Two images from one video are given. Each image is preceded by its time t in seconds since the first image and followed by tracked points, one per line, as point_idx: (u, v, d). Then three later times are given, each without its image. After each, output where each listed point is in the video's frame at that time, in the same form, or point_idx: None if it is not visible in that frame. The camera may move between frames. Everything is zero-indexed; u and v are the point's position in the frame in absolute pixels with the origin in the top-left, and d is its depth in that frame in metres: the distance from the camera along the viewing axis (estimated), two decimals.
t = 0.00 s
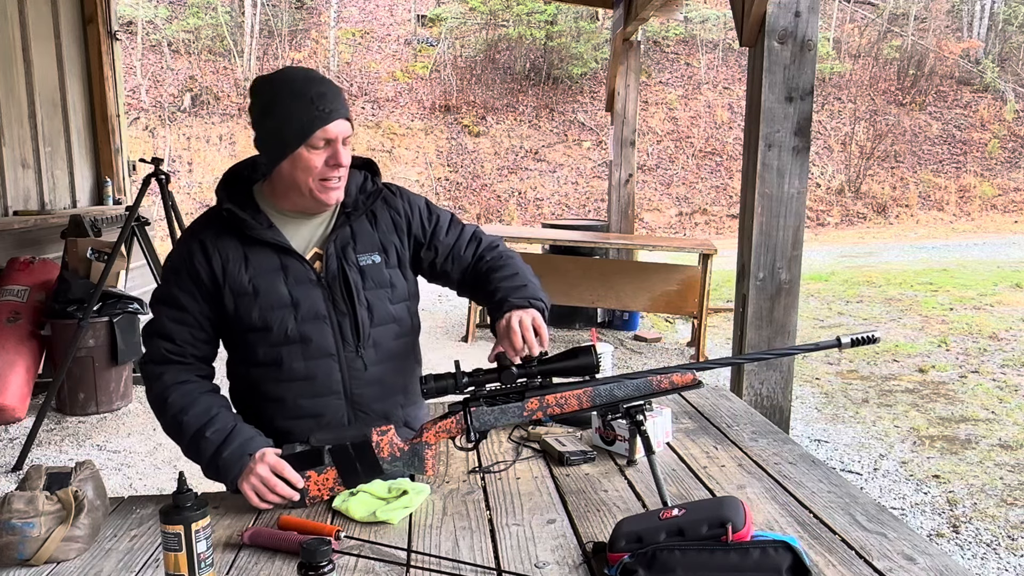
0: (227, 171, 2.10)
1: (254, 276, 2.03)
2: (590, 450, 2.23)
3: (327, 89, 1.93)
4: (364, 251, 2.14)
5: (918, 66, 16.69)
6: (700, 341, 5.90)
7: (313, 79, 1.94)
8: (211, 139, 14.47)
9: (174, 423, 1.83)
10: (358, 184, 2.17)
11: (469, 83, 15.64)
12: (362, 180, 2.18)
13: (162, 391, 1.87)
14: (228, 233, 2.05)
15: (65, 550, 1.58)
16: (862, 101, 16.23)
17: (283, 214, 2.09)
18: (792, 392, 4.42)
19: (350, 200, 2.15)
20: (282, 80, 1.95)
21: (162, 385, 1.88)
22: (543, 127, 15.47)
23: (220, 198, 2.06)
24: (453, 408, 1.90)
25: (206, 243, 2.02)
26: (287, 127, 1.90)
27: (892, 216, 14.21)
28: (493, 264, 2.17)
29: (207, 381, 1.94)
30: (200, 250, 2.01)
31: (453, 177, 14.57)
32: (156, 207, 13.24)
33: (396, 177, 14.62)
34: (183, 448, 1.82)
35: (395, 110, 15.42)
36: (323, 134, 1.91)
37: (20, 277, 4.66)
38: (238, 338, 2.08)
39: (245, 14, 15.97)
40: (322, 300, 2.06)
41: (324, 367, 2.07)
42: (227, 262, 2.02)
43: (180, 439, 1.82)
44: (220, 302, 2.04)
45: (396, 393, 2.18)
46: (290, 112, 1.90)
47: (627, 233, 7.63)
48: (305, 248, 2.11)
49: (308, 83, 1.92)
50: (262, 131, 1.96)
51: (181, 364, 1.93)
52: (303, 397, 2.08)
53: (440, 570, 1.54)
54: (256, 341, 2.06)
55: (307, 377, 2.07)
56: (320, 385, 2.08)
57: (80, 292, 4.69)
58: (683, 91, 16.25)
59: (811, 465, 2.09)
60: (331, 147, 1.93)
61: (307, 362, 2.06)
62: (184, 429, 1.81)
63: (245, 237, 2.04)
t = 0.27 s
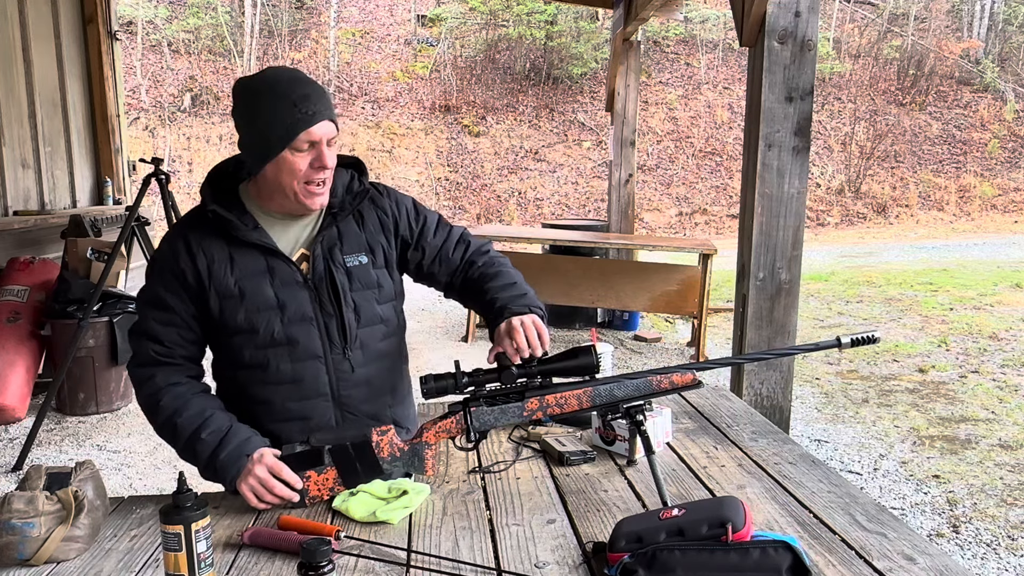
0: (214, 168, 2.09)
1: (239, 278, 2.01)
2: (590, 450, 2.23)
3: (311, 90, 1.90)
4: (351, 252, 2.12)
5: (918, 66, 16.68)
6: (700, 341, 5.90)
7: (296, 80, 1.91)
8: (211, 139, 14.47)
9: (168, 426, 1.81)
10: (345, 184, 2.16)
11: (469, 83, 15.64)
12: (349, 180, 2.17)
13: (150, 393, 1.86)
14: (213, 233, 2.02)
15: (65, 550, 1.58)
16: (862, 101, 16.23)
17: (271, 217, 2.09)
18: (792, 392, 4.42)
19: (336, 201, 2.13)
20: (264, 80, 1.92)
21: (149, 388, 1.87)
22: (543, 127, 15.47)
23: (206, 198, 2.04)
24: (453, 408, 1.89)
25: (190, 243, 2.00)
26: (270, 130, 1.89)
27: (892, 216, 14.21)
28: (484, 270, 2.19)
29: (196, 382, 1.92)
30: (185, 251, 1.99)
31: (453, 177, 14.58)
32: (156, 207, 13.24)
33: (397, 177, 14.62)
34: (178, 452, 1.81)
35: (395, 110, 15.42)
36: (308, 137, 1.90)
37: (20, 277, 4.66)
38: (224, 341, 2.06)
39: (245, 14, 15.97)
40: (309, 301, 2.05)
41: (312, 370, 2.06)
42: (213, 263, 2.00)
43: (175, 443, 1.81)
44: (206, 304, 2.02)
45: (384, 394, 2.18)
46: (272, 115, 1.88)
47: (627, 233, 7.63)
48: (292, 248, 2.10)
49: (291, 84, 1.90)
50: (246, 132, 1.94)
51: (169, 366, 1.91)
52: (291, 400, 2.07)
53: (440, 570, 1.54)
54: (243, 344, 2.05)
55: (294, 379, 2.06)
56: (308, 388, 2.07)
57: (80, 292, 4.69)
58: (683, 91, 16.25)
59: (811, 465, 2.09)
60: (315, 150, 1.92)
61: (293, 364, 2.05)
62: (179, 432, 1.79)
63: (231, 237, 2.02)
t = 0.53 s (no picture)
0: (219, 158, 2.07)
1: (244, 271, 1.99)
2: (590, 450, 2.23)
3: (328, 86, 1.89)
4: (354, 251, 2.12)
5: (918, 66, 16.67)
6: (700, 341, 5.90)
7: (313, 74, 1.90)
8: (211, 139, 14.47)
9: (162, 415, 1.77)
10: (350, 185, 2.16)
11: (469, 83, 15.63)
12: (353, 182, 2.17)
13: (146, 381, 1.81)
14: (218, 224, 1.99)
15: (65, 550, 1.58)
16: (863, 101, 16.23)
17: (274, 211, 2.06)
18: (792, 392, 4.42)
19: (342, 200, 2.13)
20: (280, 73, 1.90)
21: (146, 377, 1.81)
22: (543, 127, 15.47)
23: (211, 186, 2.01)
24: (453, 408, 1.89)
25: (194, 232, 1.96)
26: (285, 122, 1.86)
27: (892, 216, 14.21)
28: (482, 273, 2.22)
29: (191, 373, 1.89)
30: (188, 240, 1.95)
31: (453, 177, 14.58)
32: (156, 207, 13.24)
33: (397, 177, 14.62)
34: (172, 440, 1.78)
35: (395, 110, 15.43)
36: (323, 130, 1.88)
37: (21, 277, 4.66)
38: (222, 335, 2.03)
39: (245, 14, 15.97)
40: (312, 299, 2.04)
41: (312, 368, 2.05)
42: (216, 254, 1.96)
43: (169, 431, 1.77)
44: (206, 296, 1.98)
45: (380, 394, 2.18)
46: (288, 108, 1.85)
47: (627, 233, 7.63)
48: (296, 246, 2.09)
49: (308, 78, 1.88)
50: (257, 123, 1.91)
51: (163, 355, 1.86)
52: (289, 397, 2.05)
53: (440, 570, 1.54)
54: (242, 339, 2.02)
55: (294, 378, 2.04)
56: (307, 386, 2.06)
57: (80, 292, 4.70)
58: (683, 91, 16.25)
59: (811, 465, 2.09)
60: (329, 144, 1.90)
61: (294, 362, 2.03)
62: (173, 420, 1.76)
63: (236, 230, 2.00)
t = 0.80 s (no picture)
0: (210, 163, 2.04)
1: (242, 280, 1.97)
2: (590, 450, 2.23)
3: (324, 94, 1.84)
4: (352, 255, 2.11)
5: (918, 66, 16.67)
6: (700, 341, 5.90)
7: (308, 81, 1.84)
8: (211, 139, 14.48)
9: (156, 422, 1.75)
10: (344, 188, 2.13)
11: (469, 83, 15.63)
12: (347, 184, 2.15)
13: (142, 389, 1.78)
14: (215, 232, 1.96)
15: (65, 550, 1.59)
16: (863, 101, 16.23)
17: (271, 218, 2.03)
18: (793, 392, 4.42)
19: (338, 204, 2.10)
20: (275, 79, 1.84)
21: (142, 386, 1.79)
22: (543, 127, 15.47)
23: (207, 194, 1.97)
24: (453, 408, 1.89)
25: (190, 240, 1.93)
26: (280, 131, 1.81)
27: (892, 216, 14.21)
28: (478, 268, 2.22)
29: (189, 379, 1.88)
30: (184, 248, 1.92)
31: (453, 177, 14.57)
32: (156, 207, 13.24)
33: (396, 177, 14.63)
34: (165, 448, 1.75)
35: (395, 110, 15.43)
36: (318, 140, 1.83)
37: (21, 277, 4.66)
38: (220, 342, 2.02)
39: (245, 14, 15.96)
40: (312, 305, 2.03)
41: (313, 374, 2.06)
42: (213, 263, 1.94)
43: (162, 439, 1.75)
44: (204, 304, 1.96)
45: (378, 395, 2.19)
46: (282, 116, 1.81)
47: (627, 233, 7.63)
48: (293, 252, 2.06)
49: (303, 86, 1.83)
50: (251, 129, 1.87)
51: (157, 364, 1.83)
52: (291, 403, 2.05)
53: (441, 570, 1.54)
54: (242, 346, 2.01)
55: (296, 383, 2.05)
56: (309, 391, 2.06)
57: (80, 292, 4.70)
58: (683, 91, 16.25)
59: (811, 465, 2.09)
60: (324, 155, 1.86)
61: (295, 368, 2.04)
62: (167, 427, 1.74)
63: (233, 237, 1.97)
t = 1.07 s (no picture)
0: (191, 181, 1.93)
1: (240, 302, 1.92)
2: (590, 450, 2.23)
3: (292, 133, 1.68)
4: (346, 265, 2.07)
5: (918, 66, 16.67)
6: (700, 341, 5.90)
7: (275, 119, 1.68)
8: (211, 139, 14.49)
9: (170, 452, 1.79)
10: (334, 194, 2.06)
11: (469, 83, 15.63)
12: (337, 189, 2.08)
13: (154, 420, 1.81)
14: (206, 256, 1.89)
15: (65, 550, 1.59)
16: (863, 101, 16.22)
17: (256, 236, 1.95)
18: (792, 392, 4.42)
19: (329, 213, 2.04)
20: (240, 116, 1.69)
21: (152, 415, 1.81)
22: (543, 127, 15.47)
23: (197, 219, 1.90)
24: (453, 408, 1.90)
25: (182, 266, 1.87)
26: (250, 176, 1.69)
27: (892, 216, 14.22)
28: (475, 262, 2.22)
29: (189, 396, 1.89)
30: (177, 274, 1.86)
31: (453, 177, 14.58)
32: (156, 207, 13.24)
33: (396, 177, 14.63)
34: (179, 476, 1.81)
35: (395, 110, 15.43)
36: (293, 184, 1.70)
37: (20, 277, 4.66)
38: (223, 360, 1.99)
39: (245, 14, 15.96)
40: (311, 320, 1.99)
41: (317, 387, 2.03)
42: (209, 287, 1.88)
43: (176, 468, 1.80)
44: (203, 327, 1.92)
45: (380, 400, 2.18)
46: (252, 163, 1.68)
47: (627, 233, 7.63)
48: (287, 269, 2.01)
49: (270, 126, 1.68)
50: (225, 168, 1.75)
51: (164, 392, 1.83)
52: (295, 416, 2.04)
53: (440, 570, 1.54)
54: (245, 364, 1.99)
55: (300, 397, 2.03)
56: (313, 404, 2.05)
57: (80, 292, 4.70)
58: (683, 91, 16.25)
59: (811, 465, 2.09)
60: (303, 194, 1.73)
61: (299, 383, 2.01)
62: (181, 457, 1.79)
63: (226, 260, 1.90)
